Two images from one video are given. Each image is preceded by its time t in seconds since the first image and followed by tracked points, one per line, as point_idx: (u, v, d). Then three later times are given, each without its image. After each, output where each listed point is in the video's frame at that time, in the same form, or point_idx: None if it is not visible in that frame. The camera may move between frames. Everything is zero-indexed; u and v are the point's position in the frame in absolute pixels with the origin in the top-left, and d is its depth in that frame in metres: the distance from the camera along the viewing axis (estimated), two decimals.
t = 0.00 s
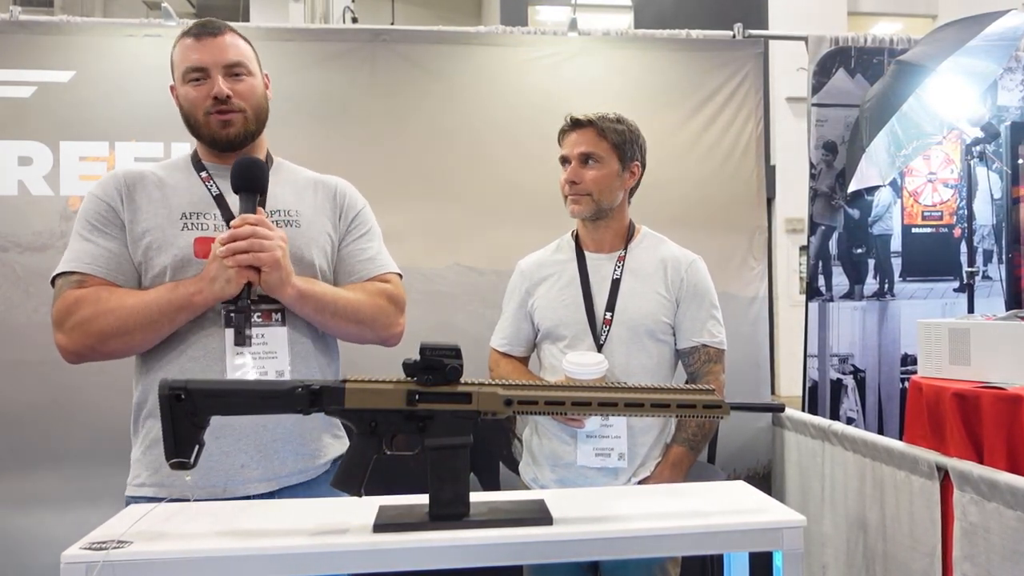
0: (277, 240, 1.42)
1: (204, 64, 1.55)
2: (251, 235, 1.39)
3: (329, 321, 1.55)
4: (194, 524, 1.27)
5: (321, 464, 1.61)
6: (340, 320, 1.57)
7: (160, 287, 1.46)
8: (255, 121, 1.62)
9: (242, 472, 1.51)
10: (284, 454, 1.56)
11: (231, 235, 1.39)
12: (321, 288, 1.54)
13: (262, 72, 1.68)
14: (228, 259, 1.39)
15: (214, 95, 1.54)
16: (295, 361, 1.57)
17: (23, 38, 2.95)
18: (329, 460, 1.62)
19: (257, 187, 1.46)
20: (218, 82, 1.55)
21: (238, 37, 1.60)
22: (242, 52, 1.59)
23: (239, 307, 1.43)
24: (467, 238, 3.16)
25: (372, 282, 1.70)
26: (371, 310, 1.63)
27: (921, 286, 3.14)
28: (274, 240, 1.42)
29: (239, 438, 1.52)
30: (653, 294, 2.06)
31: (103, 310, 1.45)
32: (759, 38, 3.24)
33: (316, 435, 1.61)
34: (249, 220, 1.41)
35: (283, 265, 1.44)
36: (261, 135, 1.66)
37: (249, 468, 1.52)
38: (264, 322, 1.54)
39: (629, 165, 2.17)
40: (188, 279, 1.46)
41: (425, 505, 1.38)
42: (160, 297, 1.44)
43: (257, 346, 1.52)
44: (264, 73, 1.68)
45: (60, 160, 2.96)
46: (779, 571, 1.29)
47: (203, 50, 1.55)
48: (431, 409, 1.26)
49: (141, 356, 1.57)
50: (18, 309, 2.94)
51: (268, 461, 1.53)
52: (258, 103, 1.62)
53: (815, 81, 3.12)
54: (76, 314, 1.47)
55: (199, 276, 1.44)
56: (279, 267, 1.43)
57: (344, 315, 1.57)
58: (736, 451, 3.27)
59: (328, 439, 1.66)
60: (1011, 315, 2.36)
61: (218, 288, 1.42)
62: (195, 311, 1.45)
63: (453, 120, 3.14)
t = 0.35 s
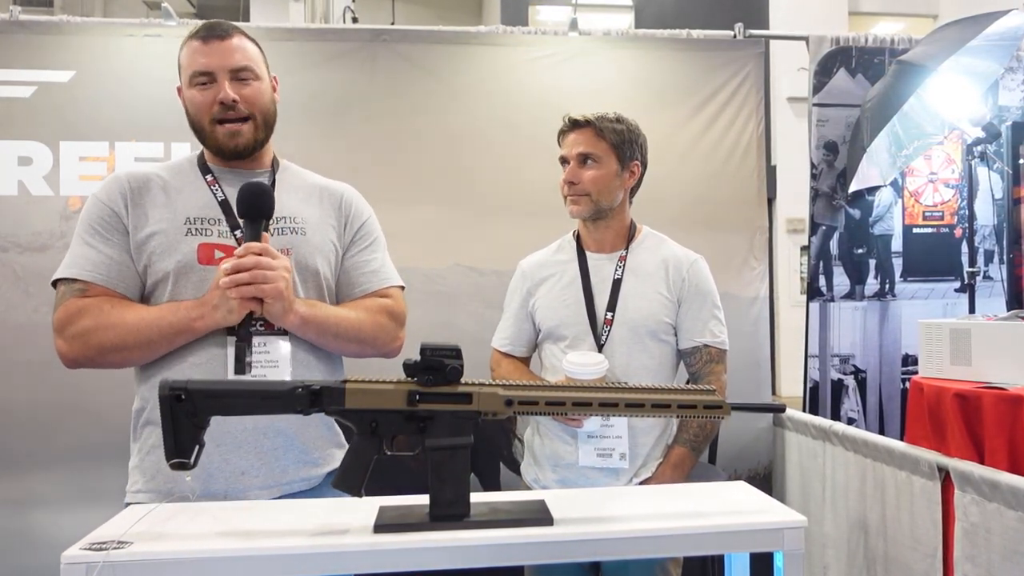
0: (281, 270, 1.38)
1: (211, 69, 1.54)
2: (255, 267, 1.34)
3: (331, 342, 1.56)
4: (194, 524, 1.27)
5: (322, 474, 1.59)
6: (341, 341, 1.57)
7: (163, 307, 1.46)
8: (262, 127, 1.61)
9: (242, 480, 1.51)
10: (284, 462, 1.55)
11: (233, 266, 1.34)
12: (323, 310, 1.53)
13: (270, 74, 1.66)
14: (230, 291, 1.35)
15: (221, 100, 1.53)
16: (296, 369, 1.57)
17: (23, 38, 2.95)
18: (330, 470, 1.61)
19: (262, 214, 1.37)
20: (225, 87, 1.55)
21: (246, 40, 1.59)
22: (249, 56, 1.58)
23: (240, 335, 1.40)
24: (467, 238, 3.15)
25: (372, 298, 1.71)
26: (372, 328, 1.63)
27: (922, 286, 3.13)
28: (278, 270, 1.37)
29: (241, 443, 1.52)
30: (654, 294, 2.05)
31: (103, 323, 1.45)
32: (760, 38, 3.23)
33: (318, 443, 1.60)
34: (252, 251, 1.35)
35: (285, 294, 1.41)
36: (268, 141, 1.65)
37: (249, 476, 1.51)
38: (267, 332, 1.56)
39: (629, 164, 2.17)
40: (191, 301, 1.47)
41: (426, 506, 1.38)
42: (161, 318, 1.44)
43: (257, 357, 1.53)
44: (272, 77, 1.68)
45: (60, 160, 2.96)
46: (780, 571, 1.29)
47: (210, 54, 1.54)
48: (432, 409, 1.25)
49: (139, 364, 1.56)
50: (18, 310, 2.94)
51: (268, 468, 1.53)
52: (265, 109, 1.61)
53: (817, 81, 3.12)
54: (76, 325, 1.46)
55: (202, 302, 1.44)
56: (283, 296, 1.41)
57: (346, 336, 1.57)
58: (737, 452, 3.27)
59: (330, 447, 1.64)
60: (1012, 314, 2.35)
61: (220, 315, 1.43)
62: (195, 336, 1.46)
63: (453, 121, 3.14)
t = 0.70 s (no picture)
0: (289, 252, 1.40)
1: (211, 60, 1.55)
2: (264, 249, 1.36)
3: (337, 331, 1.55)
4: (194, 525, 1.27)
5: (324, 468, 1.60)
6: (346, 331, 1.57)
7: (169, 295, 1.45)
8: (262, 117, 1.61)
9: (249, 475, 1.50)
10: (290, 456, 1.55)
11: (242, 249, 1.36)
12: (329, 298, 1.53)
13: (271, 72, 1.67)
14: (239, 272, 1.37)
15: (221, 89, 1.53)
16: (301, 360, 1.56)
17: (23, 38, 2.94)
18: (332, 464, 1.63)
19: (269, 201, 1.40)
20: (225, 77, 1.55)
21: (245, 34, 1.61)
22: (248, 49, 1.60)
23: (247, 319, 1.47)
24: (468, 239, 3.15)
25: (377, 290, 1.70)
26: (376, 319, 1.63)
27: (923, 286, 3.13)
28: (287, 252, 1.40)
29: (247, 438, 1.51)
30: (656, 295, 2.05)
31: (110, 315, 1.44)
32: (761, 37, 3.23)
33: (321, 437, 1.61)
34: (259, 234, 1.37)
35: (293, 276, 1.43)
36: (270, 134, 1.65)
37: (256, 471, 1.50)
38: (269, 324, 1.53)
39: (634, 167, 2.15)
40: (198, 288, 1.46)
41: (427, 506, 1.37)
42: (169, 305, 1.43)
43: (263, 350, 1.50)
44: (274, 74, 1.69)
45: (60, 160, 2.96)
46: (781, 572, 1.29)
47: (210, 45, 1.55)
48: (433, 410, 1.25)
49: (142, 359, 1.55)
50: (18, 310, 2.94)
51: (273, 462, 1.52)
52: (266, 100, 1.61)
53: (818, 80, 3.12)
54: (82, 318, 1.45)
55: (210, 287, 1.43)
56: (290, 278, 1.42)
57: (351, 326, 1.57)
58: (739, 452, 3.27)
59: (332, 441, 1.65)
60: (1014, 315, 2.35)
61: (230, 299, 1.42)
62: (203, 322, 1.44)
63: (454, 120, 3.14)
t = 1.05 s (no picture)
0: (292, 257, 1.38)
1: (224, 59, 1.55)
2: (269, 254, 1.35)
3: (338, 334, 1.56)
4: (194, 525, 1.26)
5: (325, 469, 1.60)
6: (349, 335, 1.57)
7: (170, 298, 1.45)
8: (269, 119, 1.60)
9: (251, 477, 1.50)
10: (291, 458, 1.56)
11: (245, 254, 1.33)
12: (334, 301, 1.53)
13: (281, 76, 1.68)
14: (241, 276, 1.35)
15: (230, 89, 1.53)
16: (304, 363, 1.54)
17: (23, 38, 2.94)
18: (333, 465, 1.63)
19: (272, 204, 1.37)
20: (235, 77, 1.55)
21: (261, 36, 1.61)
22: (262, 51, 1.60)
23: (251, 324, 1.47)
24: (468, 239, 3.15)
25: (379, 295, 1.71)
26: (376, 323, 1.64)
27: (924, 287, 3.13)
28: (291, 258, 1.38)
29: (249, 440, 1.51)
30: (656, 295, 2.05)
31: (112, 318, 1.43)
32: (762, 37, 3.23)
33: (321, 438, 1.61)
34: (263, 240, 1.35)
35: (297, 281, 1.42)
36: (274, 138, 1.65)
37: (259, 473, 1.50)
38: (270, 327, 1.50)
39: (634, 168, 2.15)
40: (199, 291, 1.46)
41: (427, 507, 1.37)
42: (171, 309, 1.43)
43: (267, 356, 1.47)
44: (284, 80, 1.69)
45: (60, 160, 2.96)
46: (782, 573, 1.28)
47: (223, 45, 1.55)
48: (433, 410, 1.25)
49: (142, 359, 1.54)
50: (18, 310, 2.94)
51: (275, 464, 1.52)
52: (274, 102, 1.61)
53: (819, 80, 3.11)
54: (84, 322, 1.45)
55: (212, 291, 1.43)
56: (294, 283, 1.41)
57: (353, 329, 1.58)
58: (740, 452, 3.29)
59: (332, 442, 1.66)
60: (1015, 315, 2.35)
61: (232, 304, 1.43)
62: (205, 325, 1.44)
63: (454, 120, 3.13)
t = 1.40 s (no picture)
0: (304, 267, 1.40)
1: (208, 56, 1.55)
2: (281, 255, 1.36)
3: (338, 338, 1.56)
4: (194, 526, 1.26)
5: (317, 469, 1.59)
6: (348, 339, 1.58)
7: (159, 296, 1.43)
8: (256, 116, 1.60)
9: (242, 479, 1.50)
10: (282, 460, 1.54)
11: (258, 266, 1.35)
12: (337, 307, 1.53)
13: (265, 71, 1.68)
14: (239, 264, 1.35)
15: (217, 87, 1.54)
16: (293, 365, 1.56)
17: (22, 38, 2.94)
18: (325, 465, 1.61)
19: (262, 200, 1.41)
20: (220, 73, 1.55)
21: (243, 31, 1.61)
22: (245, 46, 1.60)
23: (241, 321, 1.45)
24: (468, 239, 3.15)
25: (373, 298, 1.72)
26: (374, 326, 1.64)
27: (925, 287, 3.12)
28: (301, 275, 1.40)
29: (238, 442, 1.51)
30: (657, 295, 2.05)
31: (98, 317, 1.42)
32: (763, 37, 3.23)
33: (313, 440, 1.60)
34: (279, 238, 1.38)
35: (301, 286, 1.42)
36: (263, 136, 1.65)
37: (248, 475, 1.50)
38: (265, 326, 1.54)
39: (635, 167, 2.15)
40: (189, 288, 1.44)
41: (427, 508, 1.36)
42: (160, 307, 1.42)
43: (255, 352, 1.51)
44: (268, 73, 1.69)
45: (60, 160, 2.96)
46: (783, 573, 1.28)
47: (208, 42, 1.56)
48: (434, 411, 1.24)
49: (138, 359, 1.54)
50: (17, 310, 2.93)
51: (266, 465, 1.52)
52: (260, 98, 1.61)
53: (819, 80, 3.11)
54: (71, 320, 1.43)
55: (202, 288, 1.41)
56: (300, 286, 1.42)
57: (353, 334, 1.58)
58: (741, 452, 3.29)
59: (326, 444, 1.64)
60: (1017, 314, 2.34)
61: (224, 301, 1.40)
62: (194, 324, 1.43)
63: (454, 120, 3.13)
